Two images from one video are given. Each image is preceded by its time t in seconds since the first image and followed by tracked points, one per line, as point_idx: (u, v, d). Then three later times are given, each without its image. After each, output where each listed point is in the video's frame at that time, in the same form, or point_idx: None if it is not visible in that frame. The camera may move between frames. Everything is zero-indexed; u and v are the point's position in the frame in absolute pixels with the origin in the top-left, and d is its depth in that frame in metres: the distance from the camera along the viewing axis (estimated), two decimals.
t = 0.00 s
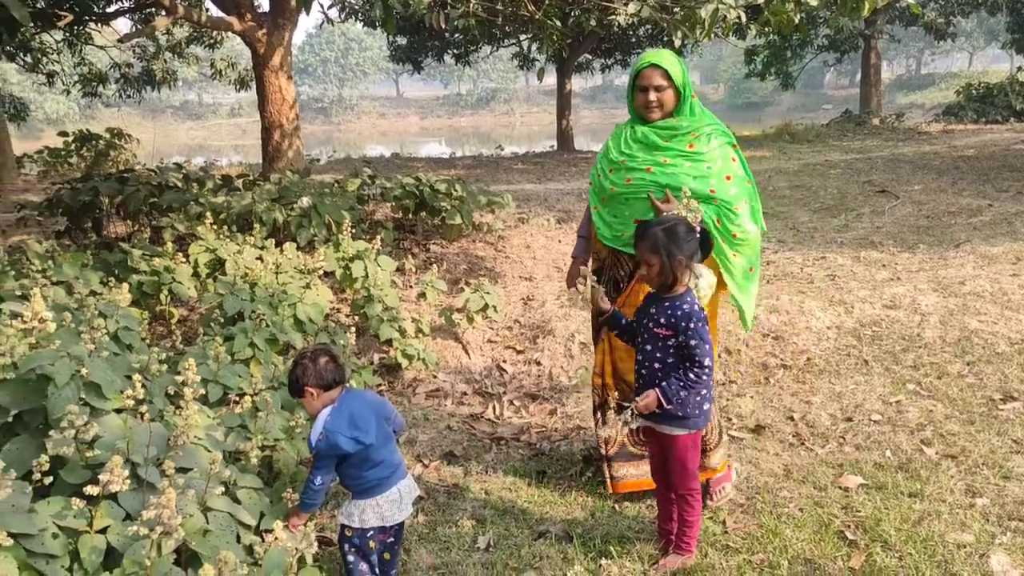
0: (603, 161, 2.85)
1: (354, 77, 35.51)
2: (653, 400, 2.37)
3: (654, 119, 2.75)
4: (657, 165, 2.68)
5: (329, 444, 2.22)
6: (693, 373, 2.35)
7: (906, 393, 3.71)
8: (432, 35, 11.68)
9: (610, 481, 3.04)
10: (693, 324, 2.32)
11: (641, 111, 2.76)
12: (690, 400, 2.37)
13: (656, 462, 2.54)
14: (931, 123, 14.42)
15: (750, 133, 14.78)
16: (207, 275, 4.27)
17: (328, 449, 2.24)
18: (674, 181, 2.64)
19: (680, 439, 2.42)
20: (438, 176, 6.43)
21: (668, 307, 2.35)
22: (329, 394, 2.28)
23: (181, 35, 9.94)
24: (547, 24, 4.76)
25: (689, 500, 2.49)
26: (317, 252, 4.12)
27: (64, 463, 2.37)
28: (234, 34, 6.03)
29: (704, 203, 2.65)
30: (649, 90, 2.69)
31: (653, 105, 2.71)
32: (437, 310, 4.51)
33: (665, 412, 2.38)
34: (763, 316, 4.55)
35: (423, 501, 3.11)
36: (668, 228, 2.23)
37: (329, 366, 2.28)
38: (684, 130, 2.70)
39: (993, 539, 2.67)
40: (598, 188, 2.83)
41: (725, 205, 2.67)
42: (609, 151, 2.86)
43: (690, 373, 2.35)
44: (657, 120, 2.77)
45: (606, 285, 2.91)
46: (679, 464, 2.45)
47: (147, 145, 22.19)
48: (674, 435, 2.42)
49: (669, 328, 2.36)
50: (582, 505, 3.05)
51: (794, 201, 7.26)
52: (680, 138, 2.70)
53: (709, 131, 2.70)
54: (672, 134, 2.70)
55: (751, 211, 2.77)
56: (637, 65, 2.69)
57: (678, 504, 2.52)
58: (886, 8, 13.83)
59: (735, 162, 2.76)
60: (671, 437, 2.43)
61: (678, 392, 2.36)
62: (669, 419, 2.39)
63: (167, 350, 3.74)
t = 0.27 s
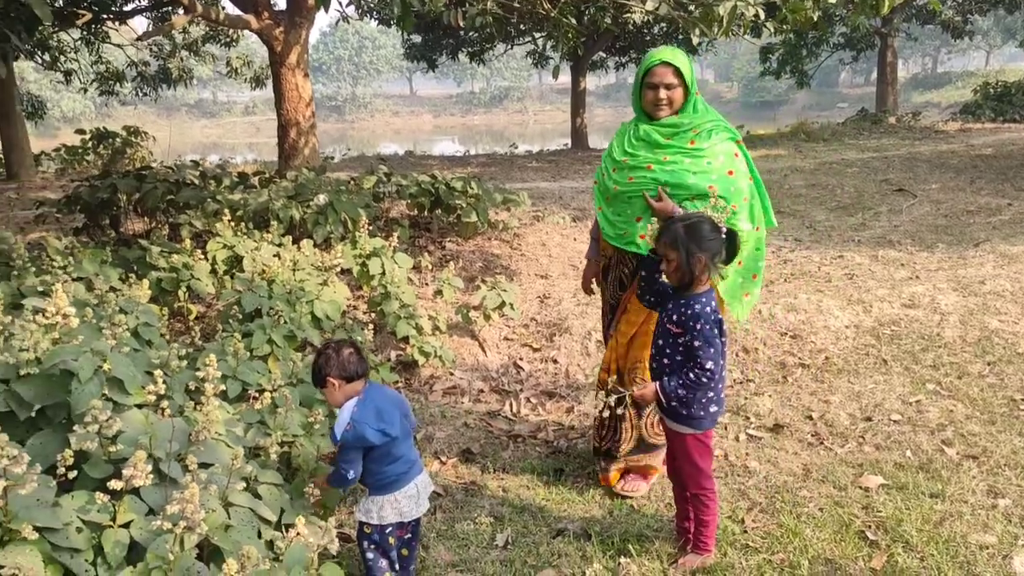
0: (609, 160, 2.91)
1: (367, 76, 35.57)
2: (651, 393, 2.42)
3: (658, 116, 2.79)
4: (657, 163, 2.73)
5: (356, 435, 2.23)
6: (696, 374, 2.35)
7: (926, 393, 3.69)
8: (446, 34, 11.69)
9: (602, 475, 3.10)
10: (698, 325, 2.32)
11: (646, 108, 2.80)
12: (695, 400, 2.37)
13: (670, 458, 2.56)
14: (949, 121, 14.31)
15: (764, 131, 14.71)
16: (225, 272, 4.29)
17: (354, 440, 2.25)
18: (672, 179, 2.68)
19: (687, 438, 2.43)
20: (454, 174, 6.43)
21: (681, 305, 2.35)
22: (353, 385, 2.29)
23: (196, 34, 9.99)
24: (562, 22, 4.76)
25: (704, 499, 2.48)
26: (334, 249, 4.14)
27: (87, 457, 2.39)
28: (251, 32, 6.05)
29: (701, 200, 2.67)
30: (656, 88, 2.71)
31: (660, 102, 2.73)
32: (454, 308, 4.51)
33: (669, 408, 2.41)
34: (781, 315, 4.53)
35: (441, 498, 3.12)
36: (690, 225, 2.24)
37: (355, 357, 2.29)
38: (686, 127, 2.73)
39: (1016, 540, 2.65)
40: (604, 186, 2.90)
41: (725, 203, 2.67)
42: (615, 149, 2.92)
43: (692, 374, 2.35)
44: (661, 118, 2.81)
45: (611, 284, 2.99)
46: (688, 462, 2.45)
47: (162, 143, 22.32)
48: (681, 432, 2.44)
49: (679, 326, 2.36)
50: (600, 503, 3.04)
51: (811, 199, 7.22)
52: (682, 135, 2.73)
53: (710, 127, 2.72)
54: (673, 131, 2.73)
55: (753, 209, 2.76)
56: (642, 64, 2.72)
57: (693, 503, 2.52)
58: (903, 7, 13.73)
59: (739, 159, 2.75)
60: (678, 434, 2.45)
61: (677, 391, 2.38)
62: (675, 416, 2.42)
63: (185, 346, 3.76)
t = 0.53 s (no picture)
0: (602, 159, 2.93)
1: (378, 72, 35.59)
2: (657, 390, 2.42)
3: (654, 119, 2.77)
4: (646, 168, 2.73)
5: (377, 425, 2.24)
6: (700, 373, 2.34)
7: (940, 391, 3.67)
8: (457, 30, 11.69)
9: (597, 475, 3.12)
10: (703, 323, 2.31)
11: (642, 110, 2.78)
12: (701, 398, 2.37)
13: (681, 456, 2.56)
14: (962, 117, 14.20)
15: (776, 128, 14.65)
16: (237, 269, 4.31)
17: (375, 430, 2.25)
18: (659, 186, 2.69)
19: (695, 437, 2.43)
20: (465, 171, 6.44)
21: (689, 303, 2.34)
22: (375, 376, 2.29)
23: (208, 31, 10.03)
24: (574, 19, 4.75)
25: (714, 498, 2.48)
26: (346, 247, 4.15)
27: (102, 454, 2.40)
28: (263, 30, 6.07)
29: (687, 207, 2.68)
30: (654, 92, 2.69)
31: (657, 106, 2.71)
32: (465, 305, 4.52)
33: (678, 406, 2.41)
34: (793, 312, 4.52)
35: (453, 495, 3.13)
36: (704, 223, 2.24)
37: (380, 348, 2.30)
38: (678, 131, 2.71)
39: None
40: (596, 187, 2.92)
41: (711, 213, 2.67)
42: (610, 148, 2.91)
43: (696, 373, 2.34)
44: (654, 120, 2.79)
45: (600, 284, 3.00)
46: (697, 461, 2.45)
47: (174, 140, 22.44)
48: (690, 431, 2.44)
49: (686, 324, 2.36)
50: (611, 501, 3.04)
51: (823, 196, 7.19)
52: (673, 140, 2.71)
53: (703, 133, 2.70)
54: (665, 136, 2.71)
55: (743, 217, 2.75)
56: (642, 66, 2.69)
57: (704, 501, 2.52)
58: (917, 2, 13.63)
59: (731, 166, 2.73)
60: (688, 432, 2.45)
61: (681, 389, 2.38)
62: (684, 414, 2.42)
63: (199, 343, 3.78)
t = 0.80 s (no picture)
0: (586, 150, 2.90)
1: (385, 68, 35.57)
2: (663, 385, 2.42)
3: (641, 111, 2.76)
4: (634, 160, 2.73)
5: (387, 419, 2.25)
6: (705, 368, 2.33)
7: (949, 386, 3.65)
8: (464, 25, 11.67)
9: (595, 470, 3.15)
10: (707, 317, 2.30)
11: (629, 101, 2.77)
12: (709, 393, 2.36)
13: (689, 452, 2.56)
14: (973, 111, 14.10)
15: (785, 122, 14.58)
16: (244, 264, 4.33)
17: (384, 423, 2.27)
18: (646, 179, 2.70)
19: (704, 432, 2.43)
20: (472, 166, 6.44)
21: (694, 297, 2.34)
22: (387, 370, 2.30)
23: (216, 27, 10.04)
24: (580, 13, 4.73)
25: (723, 494, 2.48)
26: (353, 242, 4.16)
27: (108, 449, 2.42)
28: (270, 25, 6.07)
29: (674, 200, 2.70)
30: (643, 84, 2.67)
31: (645, 99, 2.69)
32: (472, 300, 4.52)
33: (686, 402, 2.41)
34: (801, 307, 4.50)
35: (459, 490, 3.14)
36: (713, 216, 2.24)
37: (394, 342, 2.30)
38: (666, 124, 2.71)
39: None
40: (581, 178, 2.90)
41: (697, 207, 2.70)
42: (595, 138, 2.89)
43: (700, 368, 2.34)
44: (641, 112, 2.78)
45: (582, 281, 3.00)
46: (706, 457, 2.45)
47: (183, 136, 22.51)
48: (698, 427, 2.44)
49: (691, 318, 2.35)
50: (617, 496, 3.04)
51: (832, 191, 7.15)
52: (662, 133, 2.71)
53: (692, 126, 2.71)
54: (653, 129, 2.71)
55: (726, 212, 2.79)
56: (631, 58, 2.66)
57: (712, 497, 2.52)
58: None
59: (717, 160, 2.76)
60: (697, 428, 2.45)
61: (686, 383, 2.38)
62: (692, 410, 2.42)
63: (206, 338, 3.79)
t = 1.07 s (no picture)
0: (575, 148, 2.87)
1: (392, 65, 35.57)
2: (674, 380, 2.41)
3: (631, 107, 2.73)
4: (628, 155, 2.69)
5: (395, 413, 2.25)
6: (717, 362, 2.32)
7: (958, 380, 3.63)
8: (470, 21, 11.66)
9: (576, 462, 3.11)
10: (720, 311, 2.30)
11: (618, 97, 2.74)
12: (720, 387, 2.36)
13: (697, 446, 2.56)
14: (982, 105, 14.01)
15: (792, 117, 14.52)
16: (251, 260, 4.34)
17: (392, 416, 2.27)
18: (641, 173, 2.67)
19: (713, 426, 2.42)
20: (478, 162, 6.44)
21: (705, 290, 2.33)
22: (396, 363, 2.30)
23: (222, 23, 10.06)
24: (587, 7, 4.72)
25: (731, 488, 2.48)
26: (360, 237, 4.17)
27: (117, 442, 2.43)
28: (277, 21, 6.08)
29: (671, 194, 2.66)
30: (631, 79, 2.65)
31: (634, 94, 2.67)
32: (478, 295, 4.52)
33: (696, 396, 2.40)
34: (809, 301, 4.48)
35: (466, 484, 3.14)
36: (723, 208, 2.24)
37: (406, 335, 2.30)
38: (658, 118, 2.68)
39: None
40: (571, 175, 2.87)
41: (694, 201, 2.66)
42: (583, 136, 2.87)
43: (712, 362, 2.33)
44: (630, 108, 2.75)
45: (566, 273, 2.95)
46: (715, 451, 2.45)
47: (190, 133, 22.58)
48: (707, 421, 2.43)
49: (701, 311, 2.35)
50: (624, 490, 3.04)
51: (839, 185, 7.13)
52: (653, 127, 2.68)
53: (684, 120, 2.69)
54: (644, 123, 2.68)
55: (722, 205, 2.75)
56: (617, 54, 2.64)
57: (721, 491, 2.51)
58: None
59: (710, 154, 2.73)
60: (706, 422, 2.44)
61: (698, 377, 2.35)
62: (701, 404, 2.41)
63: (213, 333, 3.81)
